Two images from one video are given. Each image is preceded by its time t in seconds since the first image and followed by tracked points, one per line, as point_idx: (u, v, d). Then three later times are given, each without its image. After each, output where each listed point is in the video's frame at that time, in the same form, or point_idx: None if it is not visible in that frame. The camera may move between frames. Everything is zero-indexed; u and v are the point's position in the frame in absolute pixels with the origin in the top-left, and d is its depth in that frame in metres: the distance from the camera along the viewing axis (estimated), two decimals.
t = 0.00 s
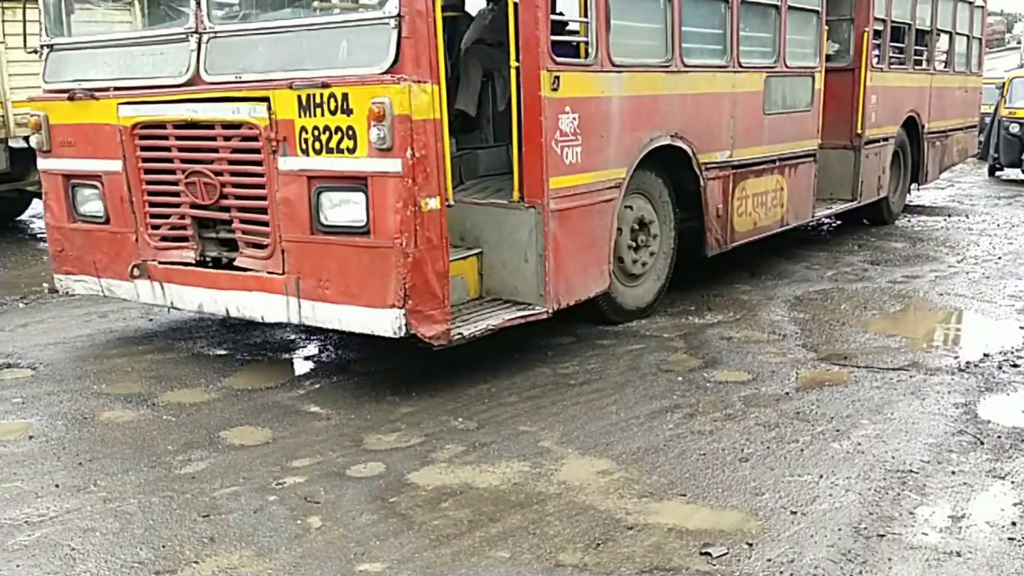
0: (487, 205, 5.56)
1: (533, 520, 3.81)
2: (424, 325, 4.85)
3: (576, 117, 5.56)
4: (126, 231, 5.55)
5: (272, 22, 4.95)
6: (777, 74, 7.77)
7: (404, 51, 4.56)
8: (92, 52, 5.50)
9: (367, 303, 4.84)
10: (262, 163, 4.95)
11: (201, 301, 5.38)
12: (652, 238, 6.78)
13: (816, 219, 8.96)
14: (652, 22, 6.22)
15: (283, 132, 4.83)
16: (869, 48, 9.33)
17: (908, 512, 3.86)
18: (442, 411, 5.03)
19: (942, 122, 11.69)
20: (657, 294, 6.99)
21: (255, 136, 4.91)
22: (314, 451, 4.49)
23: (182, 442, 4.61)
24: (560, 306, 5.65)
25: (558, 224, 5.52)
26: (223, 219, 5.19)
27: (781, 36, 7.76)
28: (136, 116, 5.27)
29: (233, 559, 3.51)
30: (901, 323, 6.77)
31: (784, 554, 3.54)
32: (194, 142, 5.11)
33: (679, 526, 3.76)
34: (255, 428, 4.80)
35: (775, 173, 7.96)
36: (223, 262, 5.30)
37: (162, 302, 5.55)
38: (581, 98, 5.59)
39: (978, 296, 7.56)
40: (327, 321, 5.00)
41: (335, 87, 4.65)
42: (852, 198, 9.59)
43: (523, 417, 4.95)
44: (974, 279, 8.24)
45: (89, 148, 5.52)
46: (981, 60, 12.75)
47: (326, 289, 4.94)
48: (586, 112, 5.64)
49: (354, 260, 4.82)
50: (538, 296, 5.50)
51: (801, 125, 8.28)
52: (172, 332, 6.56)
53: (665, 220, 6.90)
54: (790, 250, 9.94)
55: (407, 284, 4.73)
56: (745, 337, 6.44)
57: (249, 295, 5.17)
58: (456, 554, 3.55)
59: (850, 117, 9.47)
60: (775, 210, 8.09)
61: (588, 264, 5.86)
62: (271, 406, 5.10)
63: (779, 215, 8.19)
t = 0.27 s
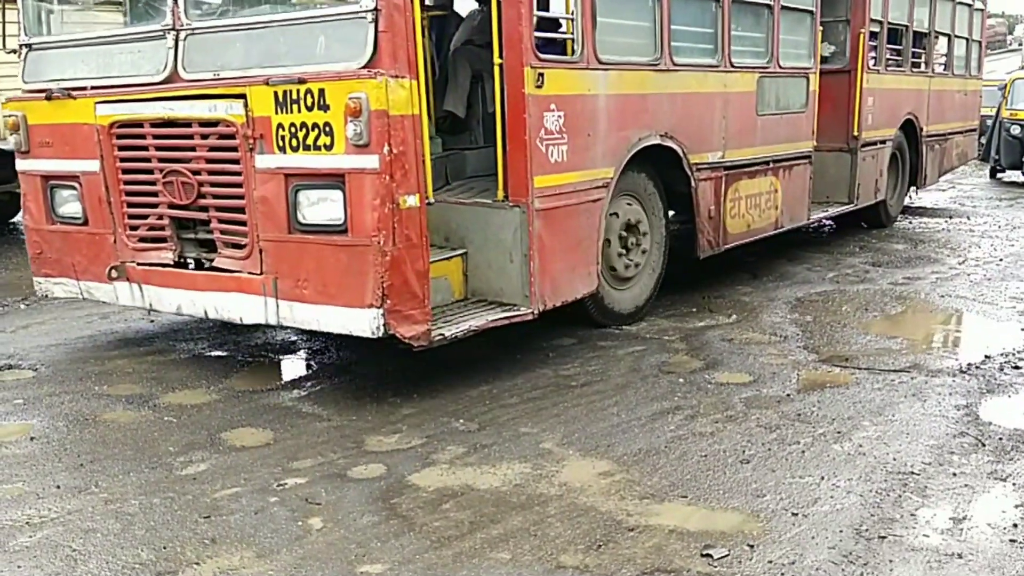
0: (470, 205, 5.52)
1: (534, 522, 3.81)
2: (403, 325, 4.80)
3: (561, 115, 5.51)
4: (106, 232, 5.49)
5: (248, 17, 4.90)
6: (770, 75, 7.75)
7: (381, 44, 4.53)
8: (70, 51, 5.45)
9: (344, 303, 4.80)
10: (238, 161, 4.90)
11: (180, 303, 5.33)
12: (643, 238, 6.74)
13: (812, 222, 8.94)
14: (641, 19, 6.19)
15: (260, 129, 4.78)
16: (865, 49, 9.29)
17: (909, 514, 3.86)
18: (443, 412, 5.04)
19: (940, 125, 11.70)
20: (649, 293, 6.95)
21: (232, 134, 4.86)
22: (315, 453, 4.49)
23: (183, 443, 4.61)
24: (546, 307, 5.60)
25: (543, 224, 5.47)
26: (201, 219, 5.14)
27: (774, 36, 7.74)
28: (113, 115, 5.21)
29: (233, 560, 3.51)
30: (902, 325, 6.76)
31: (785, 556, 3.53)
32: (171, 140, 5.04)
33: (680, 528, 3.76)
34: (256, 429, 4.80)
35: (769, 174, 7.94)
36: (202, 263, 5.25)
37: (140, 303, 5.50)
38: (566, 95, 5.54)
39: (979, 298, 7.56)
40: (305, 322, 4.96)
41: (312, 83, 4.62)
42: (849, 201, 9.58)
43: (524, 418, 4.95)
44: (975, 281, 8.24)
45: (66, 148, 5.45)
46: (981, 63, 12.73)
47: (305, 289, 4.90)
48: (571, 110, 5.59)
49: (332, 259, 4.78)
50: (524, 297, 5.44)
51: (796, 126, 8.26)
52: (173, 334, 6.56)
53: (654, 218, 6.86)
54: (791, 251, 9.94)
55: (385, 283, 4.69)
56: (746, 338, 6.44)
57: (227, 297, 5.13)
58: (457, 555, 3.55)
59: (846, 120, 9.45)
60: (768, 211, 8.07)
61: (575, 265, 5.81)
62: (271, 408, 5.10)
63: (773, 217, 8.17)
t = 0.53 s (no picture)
0: (455, 202, 5.48)
1: (537, 522, 3.82)
2: (383, 323, 4.75)
3: (548, 110, 5.47)
4: (85, 230, 5.46)
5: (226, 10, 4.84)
6: (765, 72, 7.73)
7: (359, 36, 4.45)
8: (50, 48, 5.40)
9: (323, 300, 4.75)
10: (217, 156, 4.87)
11: (159, 302, 5.30)
12: (636, 238, 6.70)
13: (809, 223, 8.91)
14: (630, 14, 6.15)
15: (238, 124, 4.76)
16: (863, 48, 9.28)
17: (913, 514, 3.85)
18: (447, 412, 5.04)
19: (941, 126, 11.68)
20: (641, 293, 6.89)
21: (210, 129, 4.84)
22: (318, 453, 4.50)
23: (187, 443, 4.62)
24: (534, 306, 5.54)
25: (530, 221, 5.41)
26: (180, 216, 5.11)
27: (769, 33, 7.71)
28: (90, 111, 5.18)
29: (237, 560, 3.51)
30: (906, 324, 6.76)
31: (788, 556, 3.53)
32: (149, 136, 5.02)
33: (684, 528, 3.76)
34: (259, 429, 4.81)
35: (764, 174, 7.92)
36: (182, 262, 5.22)
37: (120, 303, 5.48)
38: (553, 90, 5.49)
39: (983, 298, 7.55)
40: (284, 320, 4.91)
41: (290, 76, 4.58)
42: (848, 202, 9.55)
43: (527, 418, 4.95)
44: (979, 280, 8.23)
45: (45, 145, 5.43)
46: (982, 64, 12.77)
47: (283, 287, 4.85)
48: (559, 106, 5.55)
49: (310, 255, 4.74)
50: (510, 295, 5.40)
51: (793, 126, 8.26)
52: (177, 334, 6.57)
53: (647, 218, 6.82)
54: (794, 251, 9.93)
55: (364, 278, 4.64)
56: (749, 338, 6.44)
57: (207, 295, 5.09)
58: (461, 555, 3.55)
59: (845, 120, 9.43)
60: (764, 211, 8.05)
61: (563, 263, 5.75)
62: (275, 407, 5.11)
63: (769, 217, 8.15)
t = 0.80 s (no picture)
0: (438, 199, 5.36)
1: (539, 523, 3.82)
2: (361, 321, 4.64)
3: (533, 106, 5.40)
4: (61, 229, 5.35)
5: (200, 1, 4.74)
6: (759, 71, 7.69)
7: (335, 27, 4.37)
8: (26, 43, 5.32)
9: (300, 298, 4.62)
10: (191, 151, 4.75)
11: (135, 302, 5.17)
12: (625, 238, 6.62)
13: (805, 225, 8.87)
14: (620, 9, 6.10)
15: (213, 117, 4.64)
16: (859, 49, 9.26)
17: (916, 515, 3.85)
18: (449, 413, 5.05)
19: (940, 129, 11.66)
20: (631, 294, 6.81)
21: (186, 123, 4.71)
22: (321, 454, 4.50)
23: (189, 444, 4.62)
24: (519, 305, 5.46)
25: (514, 218, 5.34)
26: (156, 213, 4.99)
27: (762, 31, 7.68)
28: (67, 106, 5.08)
29: (240, 561, 3.51)
30: (908, 325, 6.76)
31: (790, 557, 3.53)
32: (125, 132, 4.92)
33: (686, 529, 3.76)
34: (261, 430, 4.81)
35: (758, 174, 7.88)
36: (159, 261, 5.09)
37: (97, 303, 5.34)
38: (538, 86, 5.43)
39: (985, 299, 7.55)
40: (261, 319, 4.77)
41: (265, 67, 4.48)
42: (844, 204, 9.50)
43: (529, 419, 4.95)
44: (982, 281, 8.22)
45: (21, 142, 5.32)
46: (982, 66, 12.79)
47: (259, 284, 4.72)
48: (544, 101, 5.49)
49: (286, 251, 4.62)
50: (495, 294, 5.31)
51: (787, 126, 8.24)
52: (179, 335, 6.58)
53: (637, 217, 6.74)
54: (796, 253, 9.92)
55: (341, 275, 4.53)
56: (751, 339, 6.44)
57: (183, 294, 4.96)
58: (463, 556, 3.55)
59: (841, 121, 9.41)
60: (758, 212, 8.00)
61: (549, 261, 5.67)
62: (278, 408, 5.12)
63: (763, 218, 8.09)
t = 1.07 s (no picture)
0: (420, 196, 5.28)
1: (541, 522, 3.82)
2: (338, 318, 4.57)
3: (517, 100, 5.31)
4: (36, 226, 5.31)
5: None
6: (752, 69, 7.64)
7: (310, 17, 4.32)
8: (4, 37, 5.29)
9: (273, 294, 4.57)
10: (165, 144, 4.72)
11: (110, 300, 5.13)
12: (614, 239, 6.54)
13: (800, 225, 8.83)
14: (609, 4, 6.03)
15: (186, 109, 4.60)
16: (856, 47, 9.23)
17: (918, 514, 3.85)
18: (451, 412, 5.05)
19: (939, 130, 11.64)
20: (621, 297, 6.73)
21: (158, 116, 4.68)
22: (323, 453, 4.50)
23: (192, 444, 4.62)
24: (502, 304, 5.37)
25: (498, 214, 5.24)
26: (131, 208, 4.96)
27: (755, 29, 7.64)
28: (41, 100, 5.05)
29: (242, 560, 3.52)
30: (910, 325, 6.75)
31: (792, 557, 3.53)
32: (98, 125, 4.88)
33: (688, 528, 3.76)
34: (263, 429, 4.81)
35: (752, 172, 7.82)
36: (134, 258, 5.04)
37: (72, 301, 5.29)
38: (523, 79, 5.35)
39: (988, 299, 7.54)
40: (235, 316, 4.73)
41: (238, 58, 4.43)
42: (841, 205, 9.47)
43: (531, 419, 4.95)
44: (984, 281, 8.21)
45: None
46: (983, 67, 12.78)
47: (233, 281, 4.68)
48: (528, 95, 5.40)
49: (260, 246, 4.56)
50: (478, 293, 5.22)
51: (781, 123, 8.17)
52: (181, 335, 6.58)
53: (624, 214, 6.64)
54: (798, 253, 9.91)
55: (315, 270, 4.47)
56: (753, 339, 6.44)
57: (157, 290, 4.91)
58: (465, 555, 3.55)
59: (838, 121, 9.37)
60: (752, 211, 7.94)
61: (534, 259, 5.59)
62: (280, 408, 5.12)
63: (757, 218, 8.03)
